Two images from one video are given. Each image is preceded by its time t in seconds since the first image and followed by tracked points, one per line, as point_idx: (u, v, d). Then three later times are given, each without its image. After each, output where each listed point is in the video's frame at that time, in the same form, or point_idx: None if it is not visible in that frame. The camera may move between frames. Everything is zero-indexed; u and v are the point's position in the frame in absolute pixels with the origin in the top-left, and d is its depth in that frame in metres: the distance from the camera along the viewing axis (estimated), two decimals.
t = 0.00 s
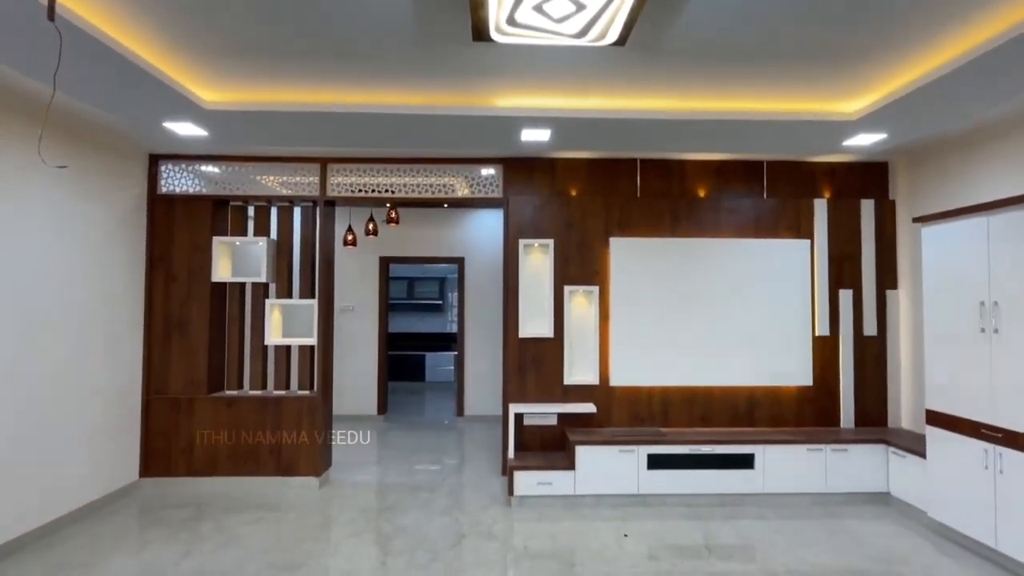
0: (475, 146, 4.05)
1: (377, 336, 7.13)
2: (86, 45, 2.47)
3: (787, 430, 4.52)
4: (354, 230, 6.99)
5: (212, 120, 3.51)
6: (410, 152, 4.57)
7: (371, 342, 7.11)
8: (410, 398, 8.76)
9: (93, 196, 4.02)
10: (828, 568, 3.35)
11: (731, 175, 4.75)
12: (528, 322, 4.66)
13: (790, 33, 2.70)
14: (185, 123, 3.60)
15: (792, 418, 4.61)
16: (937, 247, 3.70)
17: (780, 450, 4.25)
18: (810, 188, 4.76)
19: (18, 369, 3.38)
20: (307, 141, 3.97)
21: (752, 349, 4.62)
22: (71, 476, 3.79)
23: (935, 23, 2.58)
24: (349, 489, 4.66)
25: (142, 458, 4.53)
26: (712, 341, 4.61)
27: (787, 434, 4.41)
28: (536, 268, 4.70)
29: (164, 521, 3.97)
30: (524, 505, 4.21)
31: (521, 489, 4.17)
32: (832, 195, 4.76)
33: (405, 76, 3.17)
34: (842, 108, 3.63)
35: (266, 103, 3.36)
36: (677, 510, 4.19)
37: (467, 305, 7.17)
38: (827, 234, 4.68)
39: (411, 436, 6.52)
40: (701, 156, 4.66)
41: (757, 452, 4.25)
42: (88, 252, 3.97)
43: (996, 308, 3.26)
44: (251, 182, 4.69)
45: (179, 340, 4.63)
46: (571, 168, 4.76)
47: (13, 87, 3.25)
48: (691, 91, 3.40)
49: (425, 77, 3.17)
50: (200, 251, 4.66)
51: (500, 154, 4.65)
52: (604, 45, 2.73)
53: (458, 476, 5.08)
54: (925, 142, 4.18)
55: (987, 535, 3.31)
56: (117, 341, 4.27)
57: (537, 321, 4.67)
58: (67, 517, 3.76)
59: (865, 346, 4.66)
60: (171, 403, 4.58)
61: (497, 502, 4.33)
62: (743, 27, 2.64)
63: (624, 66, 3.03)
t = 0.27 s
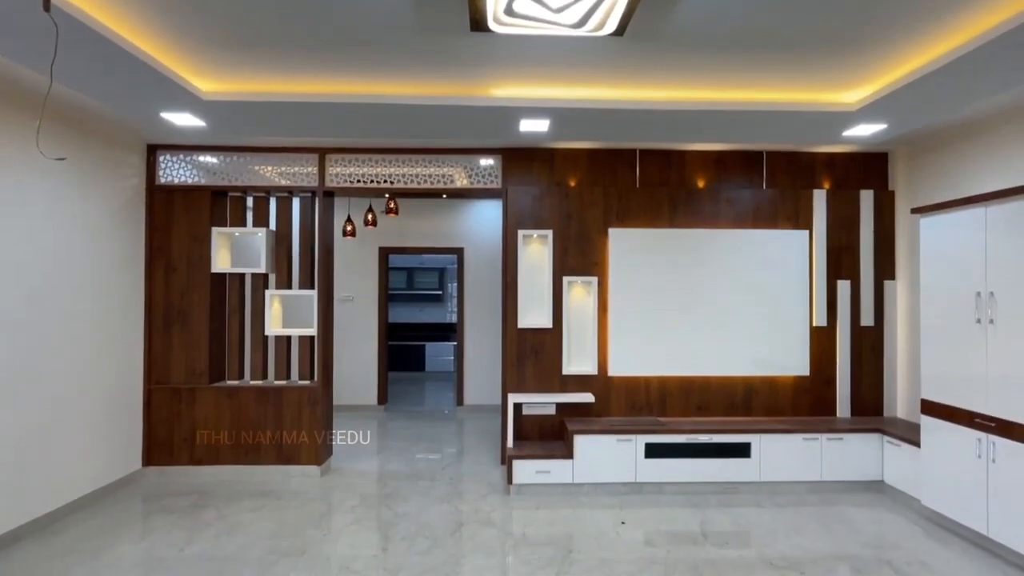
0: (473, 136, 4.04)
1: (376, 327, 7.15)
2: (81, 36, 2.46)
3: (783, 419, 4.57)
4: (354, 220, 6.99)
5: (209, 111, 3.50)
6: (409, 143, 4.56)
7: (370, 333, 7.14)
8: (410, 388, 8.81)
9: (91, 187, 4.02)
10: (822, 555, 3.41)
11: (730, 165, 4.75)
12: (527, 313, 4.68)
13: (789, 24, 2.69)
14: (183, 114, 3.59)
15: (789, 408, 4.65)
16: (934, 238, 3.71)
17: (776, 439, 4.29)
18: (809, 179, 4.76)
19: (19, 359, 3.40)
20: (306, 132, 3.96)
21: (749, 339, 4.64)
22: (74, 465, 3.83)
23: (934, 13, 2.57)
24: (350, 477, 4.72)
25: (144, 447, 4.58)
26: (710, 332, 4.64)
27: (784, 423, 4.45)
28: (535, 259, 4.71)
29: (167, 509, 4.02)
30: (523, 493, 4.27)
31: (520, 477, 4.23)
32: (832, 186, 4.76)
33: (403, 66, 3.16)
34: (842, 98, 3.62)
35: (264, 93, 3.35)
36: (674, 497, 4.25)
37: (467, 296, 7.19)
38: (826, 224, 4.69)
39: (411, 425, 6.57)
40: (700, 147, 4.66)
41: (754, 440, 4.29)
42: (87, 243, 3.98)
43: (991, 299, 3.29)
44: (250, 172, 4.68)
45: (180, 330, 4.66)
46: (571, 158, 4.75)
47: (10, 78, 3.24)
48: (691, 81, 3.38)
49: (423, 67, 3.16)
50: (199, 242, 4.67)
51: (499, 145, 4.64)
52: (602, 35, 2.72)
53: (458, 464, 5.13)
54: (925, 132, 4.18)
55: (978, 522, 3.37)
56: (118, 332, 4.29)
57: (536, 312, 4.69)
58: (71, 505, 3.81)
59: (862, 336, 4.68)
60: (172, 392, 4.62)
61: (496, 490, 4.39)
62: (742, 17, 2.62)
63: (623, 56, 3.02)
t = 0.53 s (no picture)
0: (472, 130, 4.04)
1: (376, 321, 7.16)
2: (77, 30, 2.45)
3: (780, 413, 4.59)
4: (352, 215, 6.97)
5: (206, 105, 3.48)
6: (407, 137, 4.55)
7: (369, 327, 7.15)
8: (409, 382, 8.83)
9: (88, 181, 4.01)
10: (817, 547, 3.44)
11: (729, 159, 4.75)
12: (526, 307, 4.69)
13: (789, 17, 2.68)
14: (180, 108, 3.58)
15: (786, 401, 4.68)
16: (932, 233, 3.71)
17: (773, 433, 4.32)
18: (808, 173, 4.76)
19: (18, 354, 3.40)
20: (303, 126, 3.95)
21: (747, 333, 4.66)
22: (74, 459, 3.85)
23: (934, 7, 2.57)
24: (350, 471, 4.74)
25: (144, 441, 4.59)
26: (708, 326, 4.65)
27: (781, 416, 4.48)
28: (534, 254, 4.71)
29: (167, 502, 4.04)
30: (521, 487, 4.29)
31: (518, 470, 4.25)
32: (830, 180, 4.76)
33: (401, 61, 3.15)
34: (841, 92, 3.62)
35: (262, 87, 3.34)
36: (671, 491, 4.27)
37: (466, 290, 7.19)
38: (824, 219, 4.69)
39: (410, 419, 6.60)
40: (699, 141, 4.65)
41: (751, 434, 4.32)
42: (84, 237, 3.97)
43: (987, 294, 3.30)
44: (247, 166, 4.67)
45: (179, 325, 4.66)
46: (569, 152, 4.75)
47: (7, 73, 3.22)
48: (689, 75, 3.38)
49: (420, 61, 3.15)
50: (197, 236, 4.66)
51: (498, 139, 4.63)
52: (600, 29, 2.71)
53: (457, 458, 5.16)
54: (924, 127, 4.17)
55: (972, 514, 3.40)
56: (117, 326, 4.30)
57: (535, 306, 4.70)
58: (72, 499, 3.83)
59: (859, 330, 4.70)
60: (172, 387, 4.63)
61: (495, 483, 4.41)
62: (741, 11, 2.61)
63: (621, 50, 3.01)
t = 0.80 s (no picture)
0: (468, 128, 4.03)
1: (372, 318, 7.15)
2: (70, 25, 2.42)
3: (775, 409, 4.61)
4: (348, 212, 6.96)
5: (201, 101, 3.47)
6: (404, 134, 4.54)
7: (366, 324, 7.14)
8: (406, 380, 8.83)
9: (82, 178, 3.99)
10: (812, 542, 3.47)
11: (725, 157, 4.76)
12: (522, 304, 4.70)
13: (785, 15, 2.68)
14: (175, 104, 3.56)
15: (781, 398, 4.70)
16: (926, 230, 3.73)
17: (768, 429, 4.34)
18: (803, 171, 4.78)
19: (12, 350, 3.39)
20: (299, 122, 3.94)
21: (743, 330, 4.68)
22: (69, 457, 3.83)
23: (930, 5, 2.57)
24: (346, 468, 4.74)
25: (140, 439, 4.58)
26: (704, 323, 4.67)
27: (776, 413, 4.50)
28: (530, 251, 4.71)
29: (163, 500, 4.03)
30: (518, 483, 4.30)
31: (515, 467, 4.26)
32: (826, 177, 4.78)
33: (397, 57, 3.14)
34: (837, 90, 3.62)
35: (257, 83, 3.32)
36: (667, 487, 4.29)
37: (462, 287, 7.19)
38: (820, 216, 4.70)
39: (407, 416, 6.60)
40: (695, 138, 4.66)
41: (746, 431, 4.34)
42: (79, 235, 3.96)
43: (981, 291, 3.32)
44: (243, 163, 4.65)
45: (174, 322, 4.65)
46: (566, 150, 4.74)
47: None
48: (686, 73, 3.38)
49: (417, 58, 3.14)
50: (193, 234, 4.64)
51: (494, 136, 4.63)
52: (596, 26, 2.71)
53: (454, 455, 5.16)
54: (919, 124, 4.19)
55: (965, 510, 3.43)
56: (112, 323, 4.28)
57: (531, 303, 4.70)
58: (67, 497, 3.82)
59: (854, 327, 4.73)
60: (167, 384, 4.62)
61: (492, 480, 4.42)
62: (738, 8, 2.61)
63: (618, 47, 3.01)
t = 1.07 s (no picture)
0: (463, 126, 4.02)
1: (367, 318, 7.13)
2: (58, 21, 2.39)
3: (769, 408, 4.64)
4: (342, 211, 6.93)
5: (193, 99, 3.44)
6: (398, 132, 4.53)
7: (360, 324, 7.12)
8: (400, 379, 8.81)
9: (72, 176, 3.94)
10: (804, 540, 3.49)
11: (719, 156, 4.78)
12: (517, 304, 4.70)
13: (778, 15, 2.69)
14: (166, 102, 3.52)
15: (775, 396, 4.72)
16: (918, 231, 3.76)
17: (762, 428, 4.37)
18: (796, 171, 4.80)
19: None
20: (292, 121, 3.91)
21: (736, 330, 4.70)
22: (59, 458, 3.80)
23: (921, 6, 2.59)
24: (340, 468, 4.72)
25: (132, 439, 4.54)
26: (698, 323, 4.69)
27: (769, 411, 4.52)
28: (525, 250, 4.71)
29: (155, 500, 4.00)
30: (512, 483, 4.30)
31: (509, 466, 4.26)
32: (818, 177, 4.80)
33: (391, 55, 3.13)
34: (830, 90, 3.64)
35: (250, 81, 3.29)
36: (661, 486, 4.31)
37: (457, 286, 7.18)
38: (813, 215, 4.73)
39: (401, 416, 6.58)
40: (690, 138, 4.67)
41: (740, 429, 4.36)
42: (69, 234, 3.91)
43: (971, 290, 3.35)
44: (236, 161, 4.62)
45: (167, 322, 4.61)
46: (560, 149, 4.75)
47: None
48: (680, 72, 3.38)
49: (410, 56, 3.13)
50: (185, 233, 4.61)
51: (489, 134, 4.62)
52: (590, 25, 2.71)
53: (448, 455, 5.15)
54: (911, 124, 4.22)
55: (955, 508, 3.46)
56: (102, 323, 4.24)
57: (526, 303, 4.70)
58: (57, 498, 3.78)
59: (846, 326, 4.76)
60: (160, 384, 4.58)
61: (486, 479, 4.42)
62: (732, 8, 2.62)
63: (612, 47, 3.01)
